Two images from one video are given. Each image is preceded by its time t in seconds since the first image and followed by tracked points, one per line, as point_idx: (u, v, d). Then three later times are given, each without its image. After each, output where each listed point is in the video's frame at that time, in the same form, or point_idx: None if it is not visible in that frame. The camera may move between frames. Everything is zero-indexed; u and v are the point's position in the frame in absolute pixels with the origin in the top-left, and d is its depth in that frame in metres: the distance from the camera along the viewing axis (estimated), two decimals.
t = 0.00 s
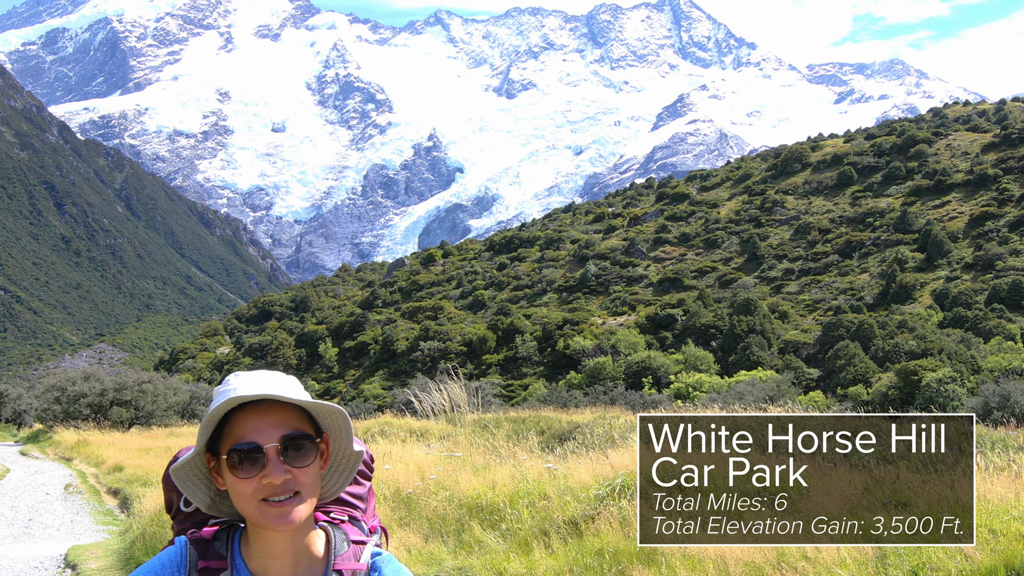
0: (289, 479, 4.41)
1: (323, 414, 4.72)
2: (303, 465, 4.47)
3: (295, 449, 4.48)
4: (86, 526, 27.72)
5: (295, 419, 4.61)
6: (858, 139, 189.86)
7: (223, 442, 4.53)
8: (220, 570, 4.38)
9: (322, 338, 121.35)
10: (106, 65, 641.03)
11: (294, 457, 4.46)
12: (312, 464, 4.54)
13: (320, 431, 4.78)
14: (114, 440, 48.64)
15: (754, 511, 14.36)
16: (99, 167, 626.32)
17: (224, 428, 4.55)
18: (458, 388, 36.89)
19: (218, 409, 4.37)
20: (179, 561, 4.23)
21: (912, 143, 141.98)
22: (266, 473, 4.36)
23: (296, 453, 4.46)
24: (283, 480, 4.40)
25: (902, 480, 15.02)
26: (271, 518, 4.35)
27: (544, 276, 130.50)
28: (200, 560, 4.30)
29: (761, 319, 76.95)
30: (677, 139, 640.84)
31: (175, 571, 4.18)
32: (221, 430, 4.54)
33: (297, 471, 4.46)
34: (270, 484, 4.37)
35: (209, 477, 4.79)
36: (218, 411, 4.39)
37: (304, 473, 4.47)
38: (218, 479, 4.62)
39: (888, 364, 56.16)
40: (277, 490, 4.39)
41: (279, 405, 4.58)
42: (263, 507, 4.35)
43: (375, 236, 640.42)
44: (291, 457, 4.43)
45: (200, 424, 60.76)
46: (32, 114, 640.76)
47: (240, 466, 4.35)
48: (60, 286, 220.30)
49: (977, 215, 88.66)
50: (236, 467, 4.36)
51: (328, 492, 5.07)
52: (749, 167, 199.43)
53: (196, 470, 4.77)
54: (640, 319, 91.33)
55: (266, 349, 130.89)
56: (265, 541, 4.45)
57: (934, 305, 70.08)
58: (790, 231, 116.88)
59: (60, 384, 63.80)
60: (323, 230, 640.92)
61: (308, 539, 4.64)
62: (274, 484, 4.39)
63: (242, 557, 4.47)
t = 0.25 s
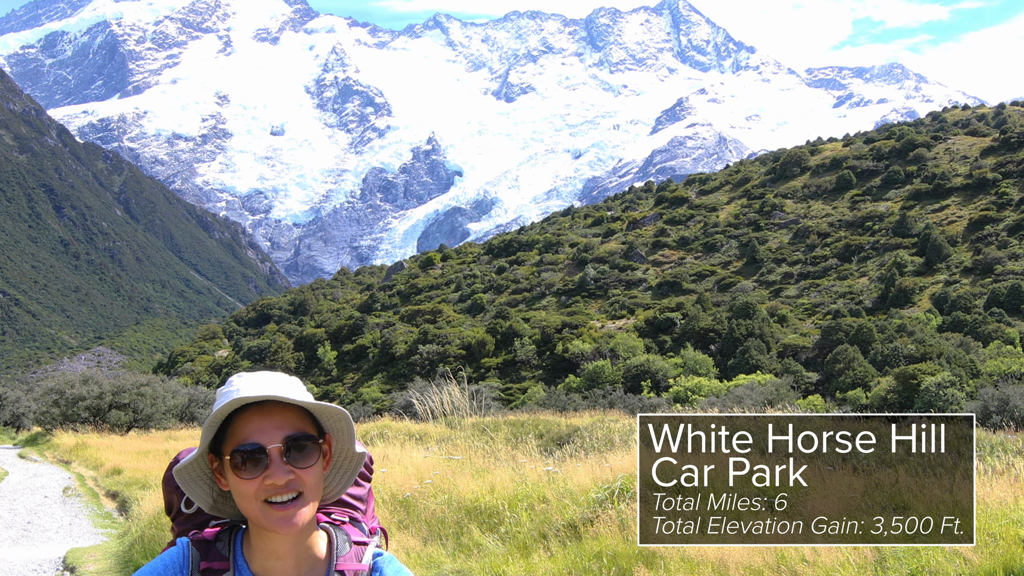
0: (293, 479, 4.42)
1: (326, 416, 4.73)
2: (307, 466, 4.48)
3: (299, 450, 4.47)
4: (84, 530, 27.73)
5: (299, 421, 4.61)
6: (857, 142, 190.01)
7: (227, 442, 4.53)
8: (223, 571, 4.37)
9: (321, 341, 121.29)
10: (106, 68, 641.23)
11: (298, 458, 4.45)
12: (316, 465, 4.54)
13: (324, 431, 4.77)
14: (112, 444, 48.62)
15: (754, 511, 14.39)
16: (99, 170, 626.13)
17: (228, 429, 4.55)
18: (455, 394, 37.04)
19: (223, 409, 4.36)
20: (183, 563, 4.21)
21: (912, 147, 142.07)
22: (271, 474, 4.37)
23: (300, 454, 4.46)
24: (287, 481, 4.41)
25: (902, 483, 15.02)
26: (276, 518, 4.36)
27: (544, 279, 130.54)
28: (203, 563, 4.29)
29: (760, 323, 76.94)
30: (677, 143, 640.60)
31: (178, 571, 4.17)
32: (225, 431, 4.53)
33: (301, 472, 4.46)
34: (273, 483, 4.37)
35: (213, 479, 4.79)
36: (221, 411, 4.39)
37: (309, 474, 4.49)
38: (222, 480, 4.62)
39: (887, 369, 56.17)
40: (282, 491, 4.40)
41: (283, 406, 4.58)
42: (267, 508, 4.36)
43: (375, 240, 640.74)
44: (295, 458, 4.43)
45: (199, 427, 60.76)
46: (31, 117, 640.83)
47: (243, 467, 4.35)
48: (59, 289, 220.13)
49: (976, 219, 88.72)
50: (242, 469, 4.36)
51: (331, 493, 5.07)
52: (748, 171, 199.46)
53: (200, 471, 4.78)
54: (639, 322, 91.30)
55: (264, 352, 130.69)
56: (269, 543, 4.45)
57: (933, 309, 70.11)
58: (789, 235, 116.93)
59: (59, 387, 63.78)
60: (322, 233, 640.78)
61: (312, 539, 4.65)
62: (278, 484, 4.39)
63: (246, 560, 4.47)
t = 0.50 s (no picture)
0: (294, 476, 4.42)
1: (328, 413, 4.72)
2: (309, 463, 4.47)
3: (300, 448, 4.47)
4: (87, 527, 27.79)
5: (301, 418, 4.61)
6: (861, 142, 189.81)
7: (228, 440, 4.53)
8: (224, 569, 4.36)
9: (323, 340, 121.42)
10: (107, 67, 641.17)
11: (300, 455, 4.45)
12: (318, 463, 4.54)
13: (326, 429, 4.77)
14: (114, 442, 48.68)
15: (755, 511, 14.36)
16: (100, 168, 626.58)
17: (229, 427, 4.55)
18: (458, 392, 37.11)
19: (224, 407, 4.36)
20: (185, 558, 4.23)
21: (915, 146, 141.93)
22: (272, 472, 4.37)
23: (301, 452, 4.45)
24: (288, 478, 4.39)
25: (904, 483, 14.99)
26: (277, 514, 4.35)
27: (546, 279, 130.58)
28: (205, 559, 4.30)
29: (762, 322, 76.91)
30: (681, 141, 640.80)
31: (180, 568, 4.18)
32: (226, 428, 4.53)
33: (303, 469, 4.45)
34: (275, 481, 4.37)
35: (215, 476, 4.79)
36: (222, 409, 4.39)
37: (311, 471, 4.49)
38: (224, 477, 4.62)
39: (889, 369, 56.12)
40: (284, 488, 4.39)
41: (284, 403, 4.58)
42: (269, 505, 4.36)
43: (377, 238, 640.98)
44: (297, 455, 4.42)
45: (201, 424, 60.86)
46: (32, 116, 640.92)
47: (244, 465, 4.35)
48: (61, 287, 220.66)
49: (979, 219, 89.09)
50: (245, 467, 4.37)
51: (333, 490, 5.07)
52: (751, 170, 199.33)
53: (202, 468, 4.78)
54: (641, 321, 91.26)
55: (266, 351, 130.83)
56: (271, 541, 4.44)
57: (936, 309, 70.05)
58: (792, 234, 116.82)
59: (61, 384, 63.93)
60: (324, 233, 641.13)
61: (313, 537, 4.63)
62: (280, 481, 4.39)
63: (248, 556, 4.47)
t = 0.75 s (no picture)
0: (301, 469, 4.43)
1: (334, 407, 4.73)
2: (315, 456, 4.48)
3: (307, 440, 4.48)
4: (92, 523, 27.88)
5: (307, 411, 4.62)
6: (866, 140, 189.52)
7: (235, 432, 4.55)
8: (231, 560, 4.38)
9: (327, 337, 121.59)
10: (112, 64, 640.83)
11: (306, 448, 4.46)
12: (324, 456, 4.54)
13: (331, 422, 4.78)
14: (119, 438, 48.76)
15: (757, 511, 14.34)
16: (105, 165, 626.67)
17: (236, 419, 4.57)
18: (463, 389, 37.19)
19: (231, 400, 4.38)
20: (191, 551, 4.25)
21: (920, 144, 141.64)
22: (279, 465, 4.38)
23: (307, 445, 4.46)
24: (294, 471, 4.41)
25: (908, 480, 14.94)
26: (283, 506, 4.36)
27: (550, 276, 130.58)
28: (212, 551, 4.32)
29: (766, 320, 76.89)
30: (685, 138, 640.65)
31: (187, 562, 4.20)
32: (233, 420, 4.55)
33: (308, 462, 4.47)
34: (280, 474, 4.38)
35: (221, 468, 4.81)
36: (229, 401, 4.41)
37: (317, 465, 4.50)
38: (230, 470, 4.65)
39: (894, 367, 56.05)
40: (290, 481, 4.41)
41: (291, 396, 4.59)
42: (275, 497, 4.37)
43: (382, 236, 640.70)
44: (303, 447, 4.43)
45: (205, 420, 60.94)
46: (38, 112, 640.83)
47: (251, 457, 4.36)
48: (67, 283, 221.26)
49: (985, 217, 88.97)
50: (251, 459, 4.38)
51: (339, 483, 5.08)
52: (756, 168, 199.17)
53: (208, 460, 4.80)
54: (645, 319, 91.25)
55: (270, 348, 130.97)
56: (277, 532, 4.46)
57: (941, 307, 69.96)
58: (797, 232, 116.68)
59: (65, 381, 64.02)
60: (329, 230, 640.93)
61: (319, 530, 4.63)
62: (286, 474, 4.39)
63: (254, 548, 4.48)
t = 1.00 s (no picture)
0: (310, 461, 4.43)
1: (343, 399, 4.74)
2: (325, 447, 4.49)
3: (316, 432, 4.48)
4: (97, 517, 27.88)
5: (316, 403, 4.64)
6: (873, 136, 189.16)
7: (244, 423, 4.57)
8: (238, 551, 4.41)
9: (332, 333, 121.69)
10: (117, 60, 641.08)
11: (315, 439, 4.47)
12: (332, 447, 4.55)
13: (340, 413, 4.79)
14: (125, 432, 48.82)
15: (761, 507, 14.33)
16: (111, 160, 627.21)
17: (245, 411, 4.59)
18: (470, 384, 37.19)
19: (241, 390, 4.40)
20: (201, 541, 4.28)
21: (927, 141, 141.47)
22: (288, 456, 4.39)
23: (316, 436, 4.48)
24: (303, 462, 4.42)
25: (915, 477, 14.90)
26: (290, 497, 4.37)
27: (556, 272, 130.58)
28: (220, 540, 4.35)
29: (772, 317, 76.91)
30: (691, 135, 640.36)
31: (197, 554, 4.23)
32: (242, 411, 4.57)
33: (317, 454, 4.47)
34: (290, 465, 4.39)
35: (230, 459, 4.83)
36: (239, 393, 4.42)
37: (325, 456, 4.50)
38: (239, 461, 4.66)
39: (900, 364, 56.00)
40: (299, 472, 4.42)
41: (300, 388, 4.61)
42: (284, 488, 4.38)
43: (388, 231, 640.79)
44: (312, 439, 4.44)
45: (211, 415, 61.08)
46: (44, 107, 640.86)
47: (259, 449, 4.39)
48: (74, 278, 221.60)
49: (991, 214, 88.89)
50: (259, 449, 4.39)
51: (347, 475, 5.09)
52: (762, 165, 199.00)
53: (217, 451, 4.82)
54: (651, 316, 91.24)
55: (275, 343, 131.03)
56: (285, 523, 4.47)
57: (947, 305, 69.92)
58: (803, 229, 116.58)
59: (72, 375, 64.24)
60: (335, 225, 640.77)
61: (328, 521, 4.64)
62: (294, 465, 4.40)
63: (261, 539, 4.50)
